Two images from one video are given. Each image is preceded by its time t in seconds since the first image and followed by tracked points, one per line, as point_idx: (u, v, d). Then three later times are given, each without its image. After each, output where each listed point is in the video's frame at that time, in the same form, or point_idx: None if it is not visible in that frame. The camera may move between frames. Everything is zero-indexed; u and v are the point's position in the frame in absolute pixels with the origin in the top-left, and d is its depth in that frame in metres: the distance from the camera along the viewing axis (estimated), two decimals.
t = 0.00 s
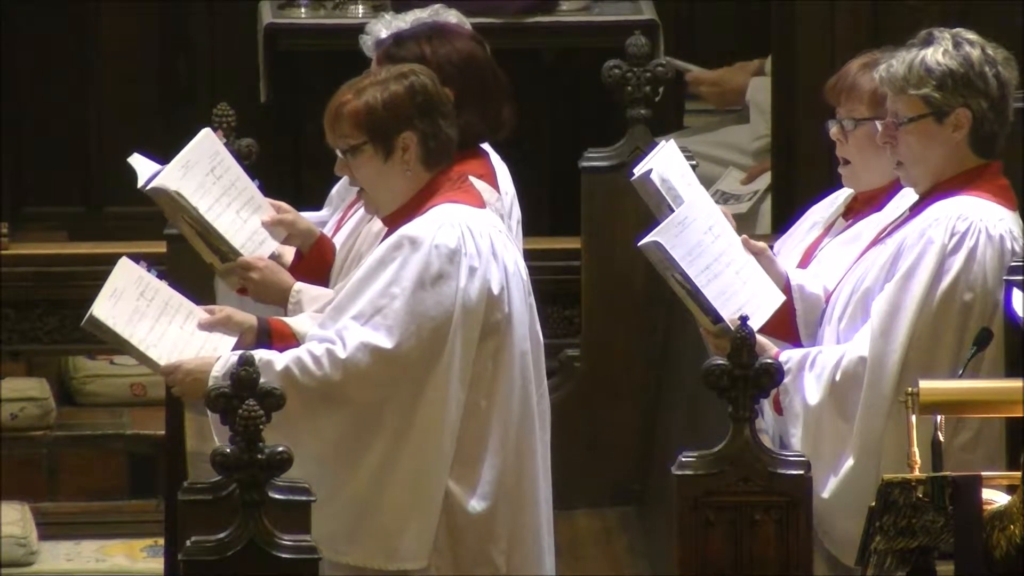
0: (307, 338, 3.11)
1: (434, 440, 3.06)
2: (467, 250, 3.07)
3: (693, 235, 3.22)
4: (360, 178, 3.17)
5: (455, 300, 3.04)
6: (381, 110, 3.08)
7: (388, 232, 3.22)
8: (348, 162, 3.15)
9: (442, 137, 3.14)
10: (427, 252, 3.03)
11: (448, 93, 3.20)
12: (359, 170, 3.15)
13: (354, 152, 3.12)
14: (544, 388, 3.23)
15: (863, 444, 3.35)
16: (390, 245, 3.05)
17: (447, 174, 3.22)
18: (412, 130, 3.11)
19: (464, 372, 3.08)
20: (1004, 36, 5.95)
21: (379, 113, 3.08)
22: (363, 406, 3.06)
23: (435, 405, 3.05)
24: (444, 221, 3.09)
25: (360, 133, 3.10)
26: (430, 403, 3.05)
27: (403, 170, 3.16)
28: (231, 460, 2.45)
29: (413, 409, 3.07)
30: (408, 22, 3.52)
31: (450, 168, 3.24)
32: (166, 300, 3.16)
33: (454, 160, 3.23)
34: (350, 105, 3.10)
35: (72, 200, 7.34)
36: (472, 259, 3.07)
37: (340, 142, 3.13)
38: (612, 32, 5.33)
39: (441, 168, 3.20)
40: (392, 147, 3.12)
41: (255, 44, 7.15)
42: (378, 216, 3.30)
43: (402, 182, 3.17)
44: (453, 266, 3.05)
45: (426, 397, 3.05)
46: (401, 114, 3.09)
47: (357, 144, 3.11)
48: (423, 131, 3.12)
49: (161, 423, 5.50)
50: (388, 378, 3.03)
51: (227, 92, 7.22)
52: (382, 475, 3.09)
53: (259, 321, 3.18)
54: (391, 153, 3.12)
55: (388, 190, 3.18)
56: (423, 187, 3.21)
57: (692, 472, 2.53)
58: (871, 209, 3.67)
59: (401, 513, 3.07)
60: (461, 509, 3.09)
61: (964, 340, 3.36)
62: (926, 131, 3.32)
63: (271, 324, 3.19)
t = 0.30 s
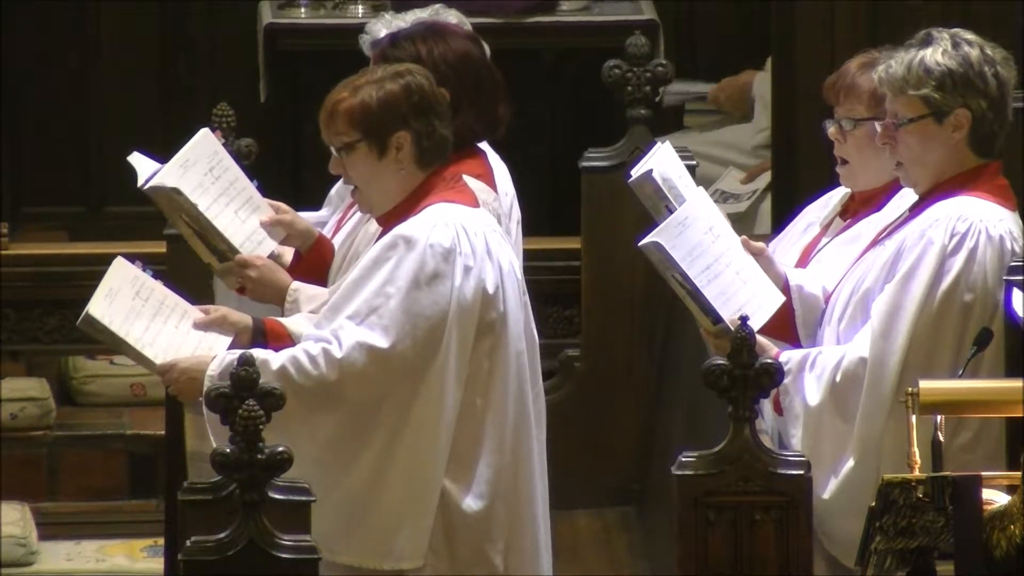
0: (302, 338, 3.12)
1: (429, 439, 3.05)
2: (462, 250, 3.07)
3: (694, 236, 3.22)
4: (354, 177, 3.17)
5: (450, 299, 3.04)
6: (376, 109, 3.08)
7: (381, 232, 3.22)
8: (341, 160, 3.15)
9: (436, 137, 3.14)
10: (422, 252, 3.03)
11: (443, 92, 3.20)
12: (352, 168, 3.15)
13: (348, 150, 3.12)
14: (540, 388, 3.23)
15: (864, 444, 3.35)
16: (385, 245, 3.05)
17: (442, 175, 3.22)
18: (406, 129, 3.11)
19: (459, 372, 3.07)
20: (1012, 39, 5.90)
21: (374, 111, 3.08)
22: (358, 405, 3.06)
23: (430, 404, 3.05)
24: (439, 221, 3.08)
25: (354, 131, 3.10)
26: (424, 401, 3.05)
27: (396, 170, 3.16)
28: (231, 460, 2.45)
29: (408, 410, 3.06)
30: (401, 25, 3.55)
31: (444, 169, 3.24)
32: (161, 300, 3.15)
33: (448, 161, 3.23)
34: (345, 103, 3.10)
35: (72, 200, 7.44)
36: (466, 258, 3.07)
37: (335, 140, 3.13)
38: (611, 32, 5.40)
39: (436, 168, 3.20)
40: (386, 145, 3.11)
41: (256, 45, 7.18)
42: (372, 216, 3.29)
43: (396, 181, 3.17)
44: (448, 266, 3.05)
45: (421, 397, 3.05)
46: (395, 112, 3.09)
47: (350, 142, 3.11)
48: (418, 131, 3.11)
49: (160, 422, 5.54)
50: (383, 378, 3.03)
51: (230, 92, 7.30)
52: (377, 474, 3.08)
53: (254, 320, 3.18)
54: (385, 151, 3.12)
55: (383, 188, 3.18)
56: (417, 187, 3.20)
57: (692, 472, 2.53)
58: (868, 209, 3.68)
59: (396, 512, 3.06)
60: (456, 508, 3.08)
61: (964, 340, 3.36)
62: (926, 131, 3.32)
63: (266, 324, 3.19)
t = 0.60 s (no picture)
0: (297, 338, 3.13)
1: (423, 438, 3.05)
2: (456, 249, 3.07)
3: (691, 237, 3.22)
4: (349, 177, 3.17)
5: (444, 299, 3.04)
6: (370, 110, 3.08)
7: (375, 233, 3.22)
8: (336, 160, 3.15)
9: (431, 137, 3.14)
10: (416, 251, 3.03)
11: (438, 93, 3.19)
12: (347, 168, 3.15)
13: (343, 150, 3.12)
14: (535, 387, 3.23)
15: (863, 444, 3.36)
16: (379, 244, 3.05)
17: (436, 176, 3.22)
18: (401, 130, 3.10)
19: (454, 371, 3.07)
20: (1012, 39, 5.94)
21: (369, 111, 3.08)
22: (352, 405, 3.06)
23: (424, 404, 3.05)
24: (433, 220, 3.08)
25: (348, 131, 3.09)
26: (417, 399, 3.05)
27: (391, 171, 3.16)
28: (231, 460, 2.44)
29: (403, 408, 3.06)
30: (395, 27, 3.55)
31: (439, 169, 3.24)
32: (156, 299, 3.14)
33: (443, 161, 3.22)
34: (339, 104, 3.10)
35: (73, 201, 7.47)
36: (460, 257, 3.07)
37: (330, 141, 3.13)
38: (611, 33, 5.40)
39: (430, 168, 3.20)
40: (381, 146, 3.11)
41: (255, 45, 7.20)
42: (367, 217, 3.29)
43: (391, 182, 3.17)
44: (442, 265, 3.05)
45: (416, 396, 3.05)
46: (390, 112, 3.09)
47: (345, 143, 3.11)
48: (412, 131, 3.11)
49: (161, 422, 5.54)
50: (378, 378, 3.03)
51: (229, 94, 7.27)
52: (372, 473, 3.08)
53: (249, 319, 3.19)
54: (380, 151, 3.12)
55: (378, 189, 3.18)
56: (411, 187, 3.20)
57: (692, 472, 2.53)
58: (868, 210, 3.68)
59: (391, 511, 3.06)
60: (451, 508, 3.08)
61: (964, 340, 3.36)
62: (925, 131, 3.32)
63: (261, 324, 3.20)
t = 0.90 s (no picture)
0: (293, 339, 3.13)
1: (419, 437, 3.05)
2: (451, 248, 3.06)
3: (690, 236, 3.24)
4: (346, 178, 3.17)
5: (440, 298, 3.03)
6: (365, 111, 3.08)
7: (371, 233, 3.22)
8: (332, 162, 3.15)
9: (427, 138, 3.14)
10: (411, 251, 3.02)
11: (432, 93, 3.19)
12: (344, 171, 3.15)
13: (339, 152, 3.12)
14: (532, 386, 3.22)
15: (862, 444, 3.35)
16: (375, 244, 3.05)
17: (432, 175, 3.21)
18: (396, 130, 3.11)
19: (450, 371, 3.07)
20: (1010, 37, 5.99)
21: (364, 112, 3.08)
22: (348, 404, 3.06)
23: (420, 403, 3.04)
24: (428, 220, 3.08)
25: (343, 133, 3.09)
26: (414, 398, 3.04)
27: (386, 171, 3.16)
28: (230, 460, 2.45)
29: (400, 407, 3.06)
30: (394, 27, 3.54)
31: (434, 169, 3.24)
32: (153, 301, 3.16)
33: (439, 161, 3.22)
34: (334, 106, 3.10)
35: (73, 201, 7.48)
36: (456, 257, 3.06)
37: (324, 143, 3.12)
38: (611, 33, 5.41)
39: (426, 168, 3.20)
40: (377, 147, 3.11)
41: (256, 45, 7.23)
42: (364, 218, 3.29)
43: (386, 183, 3.17)
44: (438, 265, 3.04)
45: (412, 395, 3.05)
46: (384, 112, 3.09)
47: (341, 145, 3.11)
48: (408, 133, 3.12)
49: (161, 422, 5.50)
50: (373, 377, 3.02)
51: (229, 93, 7.30)
52: (369, 473, 3.08)
53: (247, 321, 3.18)
54: (375, 153, 3.12)
55: (375, 189, 3.18)
56: (407, 187, 3.20)
57: (693, 472, 2.53)
58: (864, 211, 3.66)
59: (388, 510, 3.06)
60: (448, 508, 3.07)
61: (963, 341, 3.36)
62: (923, 132, 3.32)
63: (259, 325, 3.18)
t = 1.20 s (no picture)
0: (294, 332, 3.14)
1: (416, 435, 3.05)
2: (450, 245, 3.06)
3: (690, 233, 3.23)
4: (345, 178, 3.17)
5: (438, 295, 3.03)
6: (366, 109, 3.08)
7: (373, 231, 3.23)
8: (331, 161, 3.14)
9: (427, 136, 3.15)
10: (410, 246, 3.02)
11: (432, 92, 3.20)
12: (344, 170, 3.15)
13: (339, 150, 3.11)
14: (530, 385, 3.23)
15: (860, 443, 3.35)
16: (374, 240, 3.05)
17: (433, 174, 3.22)
18: (397, 128, 3.11)
19: (447, 368, 3.06)
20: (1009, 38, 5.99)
21: (365, 110, 3.08)
22: (345, 401, 3.05)
23: (417, 401, 3.04)
24: (428, 218, 3.08)
25: (344, 131, 3.09)
26: (412, 395, 3.04)
27: (388, 169, 3.16)
28: (230, 460, 2.45)
29: (397, 404, 3.06)
30: (395, 28, 3.55)
31: (435, 168, 3.24)
32: (155, 298, 3.15)
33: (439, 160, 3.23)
34: (333, 105, 3.10)
35: (72, 201, 7.48)
36: (455, 254, 3.06)
37: (324, 141, 3.12)
38: (611, 33, 5.41)
39: (426, 167, 3.20)
40: (378, 144, 3.11)
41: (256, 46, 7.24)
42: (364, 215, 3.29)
43: (386, 180, 3.17)
44: (437, 261, 3.04)
45: (409, 392, 3.04)
46: (385, 111, 3.09)
47: (341, 143, 3.11)
48: (408, 129, 3.12)
49: (161, 423, 5.50)
50: (370, 373, 3.02)
51: (229, 93, 7.31)
52: (365, 470, 3.08)
53: (248, 317, 3.18)
54: (376, 151, 3.12)
55: (375, 188, 3.18)
56: (407, 185, 3.20)
57: (692, 472, 2.53)
58: (861, 210, 3.67)
59: (384, 508, 3.06)
60: (445, 507, 3.08)
61: (962, 341, 3.36)
62: (923, 131, 3.33)
63: (260, 320, 3.20)
